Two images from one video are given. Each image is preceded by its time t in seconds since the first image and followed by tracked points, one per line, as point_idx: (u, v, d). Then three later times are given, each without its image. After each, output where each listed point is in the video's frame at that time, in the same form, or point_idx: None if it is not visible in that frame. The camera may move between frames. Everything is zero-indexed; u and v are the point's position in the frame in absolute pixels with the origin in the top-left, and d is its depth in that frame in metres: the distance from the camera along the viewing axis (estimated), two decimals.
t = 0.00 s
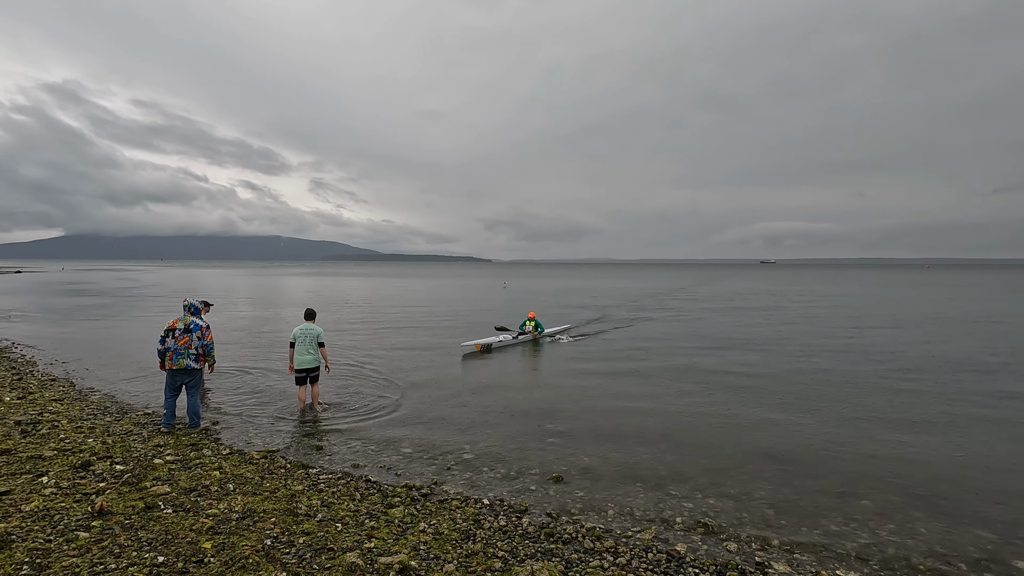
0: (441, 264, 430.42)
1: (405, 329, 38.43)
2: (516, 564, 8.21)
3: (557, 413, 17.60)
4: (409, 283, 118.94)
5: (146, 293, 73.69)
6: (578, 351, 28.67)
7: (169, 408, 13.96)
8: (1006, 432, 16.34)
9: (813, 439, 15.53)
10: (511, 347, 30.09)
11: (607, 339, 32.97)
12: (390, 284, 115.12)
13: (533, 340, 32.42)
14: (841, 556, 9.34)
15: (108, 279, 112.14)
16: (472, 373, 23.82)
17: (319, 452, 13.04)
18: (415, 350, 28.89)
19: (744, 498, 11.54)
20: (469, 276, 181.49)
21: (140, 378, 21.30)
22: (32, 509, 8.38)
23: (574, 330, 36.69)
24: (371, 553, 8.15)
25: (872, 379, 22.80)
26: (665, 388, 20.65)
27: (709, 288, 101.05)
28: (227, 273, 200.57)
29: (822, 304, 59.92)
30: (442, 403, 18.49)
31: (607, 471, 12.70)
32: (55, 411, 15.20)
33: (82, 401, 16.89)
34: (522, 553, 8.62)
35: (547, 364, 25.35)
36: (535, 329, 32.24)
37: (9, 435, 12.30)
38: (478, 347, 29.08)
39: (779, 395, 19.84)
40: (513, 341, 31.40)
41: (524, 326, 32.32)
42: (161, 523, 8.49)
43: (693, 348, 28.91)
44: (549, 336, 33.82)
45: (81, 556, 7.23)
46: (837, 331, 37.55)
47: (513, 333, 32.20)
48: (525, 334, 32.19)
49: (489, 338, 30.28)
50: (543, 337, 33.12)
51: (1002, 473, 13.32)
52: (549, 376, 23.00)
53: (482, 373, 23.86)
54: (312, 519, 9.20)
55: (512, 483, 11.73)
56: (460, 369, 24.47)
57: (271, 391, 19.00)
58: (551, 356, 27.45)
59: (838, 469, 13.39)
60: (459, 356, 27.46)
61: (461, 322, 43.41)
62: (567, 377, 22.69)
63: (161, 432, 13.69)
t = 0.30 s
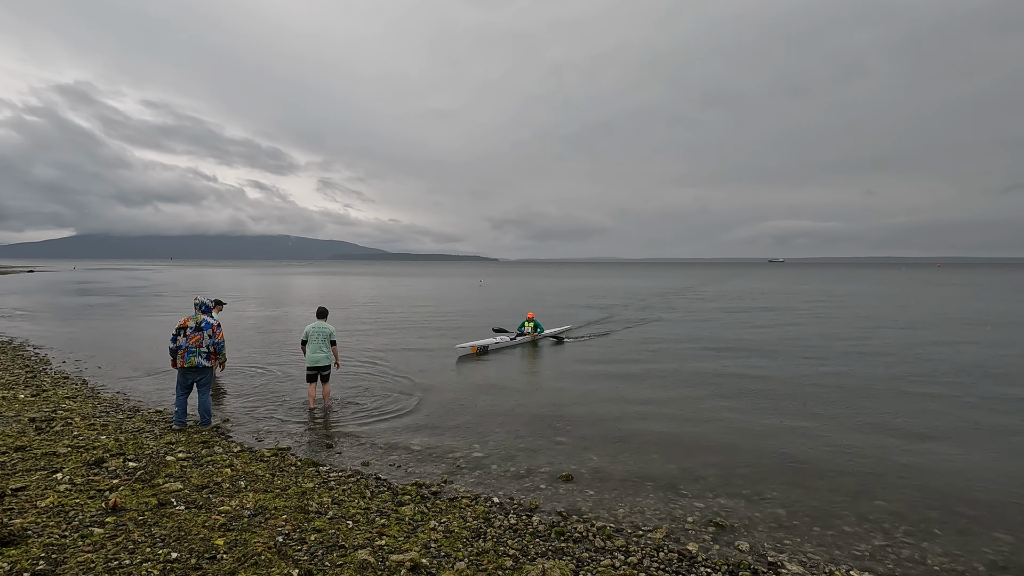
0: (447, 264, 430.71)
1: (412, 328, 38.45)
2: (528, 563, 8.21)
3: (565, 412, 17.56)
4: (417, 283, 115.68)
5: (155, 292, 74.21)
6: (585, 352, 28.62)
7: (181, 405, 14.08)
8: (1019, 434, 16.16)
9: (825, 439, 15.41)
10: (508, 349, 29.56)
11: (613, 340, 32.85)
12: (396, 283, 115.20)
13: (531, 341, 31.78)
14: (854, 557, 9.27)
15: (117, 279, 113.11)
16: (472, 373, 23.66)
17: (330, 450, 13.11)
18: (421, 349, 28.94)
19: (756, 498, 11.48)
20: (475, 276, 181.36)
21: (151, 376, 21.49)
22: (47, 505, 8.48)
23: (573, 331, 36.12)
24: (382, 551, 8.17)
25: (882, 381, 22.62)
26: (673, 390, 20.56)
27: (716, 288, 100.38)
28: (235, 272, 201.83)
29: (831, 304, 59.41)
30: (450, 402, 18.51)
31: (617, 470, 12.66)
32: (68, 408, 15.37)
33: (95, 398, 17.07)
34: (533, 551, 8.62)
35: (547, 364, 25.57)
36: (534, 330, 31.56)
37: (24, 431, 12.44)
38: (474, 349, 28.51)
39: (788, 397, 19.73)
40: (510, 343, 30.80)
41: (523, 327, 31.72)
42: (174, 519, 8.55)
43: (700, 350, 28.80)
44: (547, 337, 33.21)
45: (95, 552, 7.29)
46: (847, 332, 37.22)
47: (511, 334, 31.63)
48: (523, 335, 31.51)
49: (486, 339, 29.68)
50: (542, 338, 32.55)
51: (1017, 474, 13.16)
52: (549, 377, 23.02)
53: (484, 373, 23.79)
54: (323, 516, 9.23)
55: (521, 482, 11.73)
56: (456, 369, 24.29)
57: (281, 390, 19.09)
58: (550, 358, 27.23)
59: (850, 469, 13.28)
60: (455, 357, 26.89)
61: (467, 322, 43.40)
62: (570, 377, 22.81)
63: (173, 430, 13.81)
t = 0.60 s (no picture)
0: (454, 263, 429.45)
1: (418, 327, 38.54)
2: (537, 561, 8.21)
3: (572, 411, 17.55)
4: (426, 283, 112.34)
5: (165, 291, 74.97)
6: (591, 352, 28.60)
7: (191, 403, 14.19)
8: None
9: (835, 439, 15.31)
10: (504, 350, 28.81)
11: (619, 340, 32.75)
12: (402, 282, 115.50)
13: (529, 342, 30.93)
14: (866, 557, 9.21)
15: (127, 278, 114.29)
16: (473, 373, 23.37)
17: (339, 448, 13.19)
18: (428, 348, 28.99)
19: (766, 497, 11.43)
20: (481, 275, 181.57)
21: (162, 374, 21.69)
22: (61, 501, 8.59)
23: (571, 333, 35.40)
24: (392, 548, 8.21)
25: (891, 380, 22.43)
26: (680, 389, 20.49)
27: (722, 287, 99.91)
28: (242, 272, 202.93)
29: (839, 304, 58.97)
30: (457, 400, 18.54)
31: (626, 469, 12.64)
32: (81, 405, 15.54)
33: (107, 396, 17.24)
34: (542, 549, 8.63)
35: (544, 364, 25.27)
36: (531, 330, 30.69)
37: (38, 428, 12.60)
38: (469, 351, 27.54)
39: (796, 397, 19.60)
40: (507, 344, 29.95)
41: (520, 328, 30.67)
42: (185, 515, 8.64)
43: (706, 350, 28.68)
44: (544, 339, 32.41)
45: (109, 547, 7.38)
46: (855, 331, 36.95)
47: (508, 335, 30.72)
48: (520, 335, 30.63)
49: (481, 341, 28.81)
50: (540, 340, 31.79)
51: None
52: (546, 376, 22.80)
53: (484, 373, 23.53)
54: (333, 513, 9.28)
55: (530, 480, 11.74)
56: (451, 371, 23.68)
57: (290, 388, 19.22)
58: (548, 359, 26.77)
59: (861, 469, 13.18)
60: (450, 358, 26.10)
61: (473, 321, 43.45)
62: (570, 377, 22.52)
63: (183, 427, 13.94)
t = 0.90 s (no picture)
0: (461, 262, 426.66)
1: (426, 325, 38.61)
2: (547, 560, 8.19)
3: (581, 409, 17.50)
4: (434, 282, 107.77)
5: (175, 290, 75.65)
6: (598, 350, 28.52)
7: (202, 401, 14.28)
8: None
9: (846, 438, 15.15)
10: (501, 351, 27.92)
11: (626, 338, 32.61)
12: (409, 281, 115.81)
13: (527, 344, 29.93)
14: (880, 558, 9.12)
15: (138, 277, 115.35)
16: (473, 373, 22.92)
17: (348, 446, 13.24)
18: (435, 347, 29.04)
19: (777, 497, 11.34)
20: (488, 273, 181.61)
21: (172, 372, 21.86)
22: (74, 497, 8.66)
23: (571, 334, 34.59)
24: (402, 546, 8.22)
25: (902, 379, 22.20)
26: (689, 388, 20.39)
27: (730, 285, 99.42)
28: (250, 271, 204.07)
29: (848, 302, 58.48)
30: (466, 399, 18.54)
31: (635, 468, 12.57)
32: (93, 403, 15.70)
33: (119, 393, 17.39)
34: (553, 548, 8.61)
35: (540, 365, 24.56)
36: (529, 331, 29.70)
37: (51, 425, 12.74)
38: (464, 354, 26.40)
39: (806, 396, 19.45)
40: (505, 346, 28.97)
41: (517, 328, 29.63)
42: (197, 512, 8.69)
43: (714, 349, 28.53)
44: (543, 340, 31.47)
45: (122, 543, 7.44)
46: (865, 329, 36.61)
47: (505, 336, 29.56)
48: (518, 336, 29.64)
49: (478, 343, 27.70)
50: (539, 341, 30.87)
51: None
52: (545, 376, 22.42)
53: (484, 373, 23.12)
54: (343, 511, 9.31)
55: (539, 479, 11.72)
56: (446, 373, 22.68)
57: (300, 386, 19.31)
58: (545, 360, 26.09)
59: (873, 468, 13.06)
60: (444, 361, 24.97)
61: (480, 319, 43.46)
62: (573, 377, 22.12)
63: (194, 425, 14.04)
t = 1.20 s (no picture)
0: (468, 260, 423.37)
1: (433, 324, 38.63)
2: (558, 561, 8.14)
3: (589, 409, 17.40)
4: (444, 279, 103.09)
5: (184, 288, 76.11)
6: (606, 350, 28.39)
7: (212, 399, 14.36)
8: None
9: (858, 439, 14.99)
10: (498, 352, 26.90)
11: (633, 338, 32.42)
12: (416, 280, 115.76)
13: (524, 345, 28.96)
14: (895, 561, 9.00)
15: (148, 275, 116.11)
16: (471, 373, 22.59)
17: (357, 445, 13.27)
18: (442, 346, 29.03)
19: (789, 498, 11.23)
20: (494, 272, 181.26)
21: (182, 370, 22.01)
22: (87, 495, 8.74)
23: (568, 335, 33.76)
24: (412, 546, 8.20)
25: (914, 379, 21.91)
26: (698, 388, 20.24)
27: (739, 283, 98.69)
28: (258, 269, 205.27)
29: (858, 301, 57.84)
30: (473, 398, 18.50)
31: (645, 469, 12.48)
32: (105, 401, 15.84)
33: (130, 392, 17.53)
34: (563, 549, 8.57)
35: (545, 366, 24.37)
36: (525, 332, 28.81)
37: (64, 423, 12.85)
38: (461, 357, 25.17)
39: (817, 397, 19.25)
40: (501, 348, 28.00)
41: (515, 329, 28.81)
42: (208, 511, 8.73)
43: (722, 349, 28.33)
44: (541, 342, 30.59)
45: (134, 542, 7.48)
46: (877, 329, 36.16)
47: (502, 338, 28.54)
48: (515, 337, 28.66)
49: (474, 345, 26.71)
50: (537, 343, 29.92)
51: None
52: (545, 376, 22.11)
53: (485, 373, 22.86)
54: (353, 510, 9.32)
55: (549, 479, 11.67)
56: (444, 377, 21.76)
57: (309, 385, 19.36)
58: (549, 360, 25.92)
59: (887, 470, 12.89)
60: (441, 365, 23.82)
61: (487, 318, 43.42)
62: (577, 378, 21.92)
63: (205, 423, 14.11)
